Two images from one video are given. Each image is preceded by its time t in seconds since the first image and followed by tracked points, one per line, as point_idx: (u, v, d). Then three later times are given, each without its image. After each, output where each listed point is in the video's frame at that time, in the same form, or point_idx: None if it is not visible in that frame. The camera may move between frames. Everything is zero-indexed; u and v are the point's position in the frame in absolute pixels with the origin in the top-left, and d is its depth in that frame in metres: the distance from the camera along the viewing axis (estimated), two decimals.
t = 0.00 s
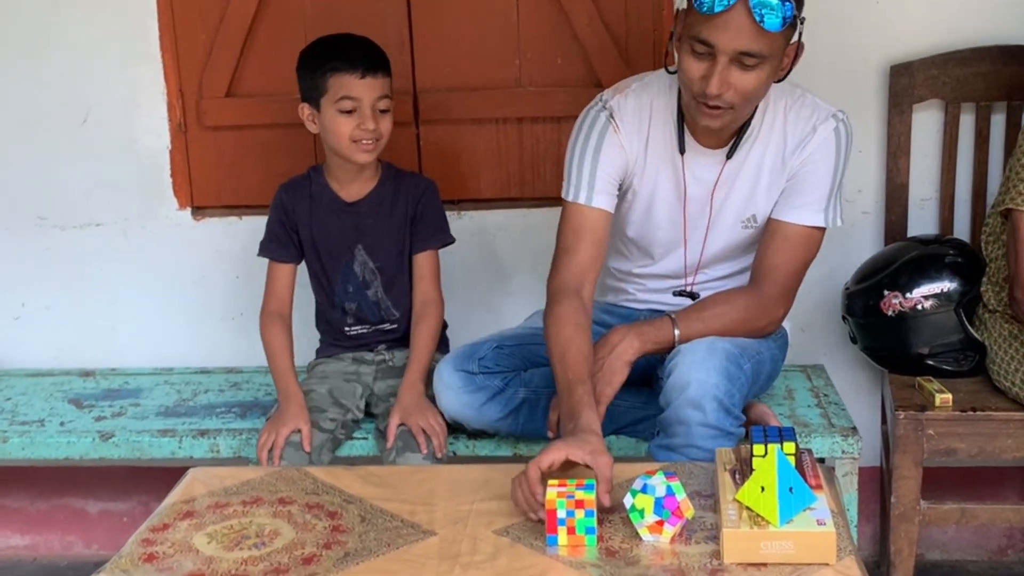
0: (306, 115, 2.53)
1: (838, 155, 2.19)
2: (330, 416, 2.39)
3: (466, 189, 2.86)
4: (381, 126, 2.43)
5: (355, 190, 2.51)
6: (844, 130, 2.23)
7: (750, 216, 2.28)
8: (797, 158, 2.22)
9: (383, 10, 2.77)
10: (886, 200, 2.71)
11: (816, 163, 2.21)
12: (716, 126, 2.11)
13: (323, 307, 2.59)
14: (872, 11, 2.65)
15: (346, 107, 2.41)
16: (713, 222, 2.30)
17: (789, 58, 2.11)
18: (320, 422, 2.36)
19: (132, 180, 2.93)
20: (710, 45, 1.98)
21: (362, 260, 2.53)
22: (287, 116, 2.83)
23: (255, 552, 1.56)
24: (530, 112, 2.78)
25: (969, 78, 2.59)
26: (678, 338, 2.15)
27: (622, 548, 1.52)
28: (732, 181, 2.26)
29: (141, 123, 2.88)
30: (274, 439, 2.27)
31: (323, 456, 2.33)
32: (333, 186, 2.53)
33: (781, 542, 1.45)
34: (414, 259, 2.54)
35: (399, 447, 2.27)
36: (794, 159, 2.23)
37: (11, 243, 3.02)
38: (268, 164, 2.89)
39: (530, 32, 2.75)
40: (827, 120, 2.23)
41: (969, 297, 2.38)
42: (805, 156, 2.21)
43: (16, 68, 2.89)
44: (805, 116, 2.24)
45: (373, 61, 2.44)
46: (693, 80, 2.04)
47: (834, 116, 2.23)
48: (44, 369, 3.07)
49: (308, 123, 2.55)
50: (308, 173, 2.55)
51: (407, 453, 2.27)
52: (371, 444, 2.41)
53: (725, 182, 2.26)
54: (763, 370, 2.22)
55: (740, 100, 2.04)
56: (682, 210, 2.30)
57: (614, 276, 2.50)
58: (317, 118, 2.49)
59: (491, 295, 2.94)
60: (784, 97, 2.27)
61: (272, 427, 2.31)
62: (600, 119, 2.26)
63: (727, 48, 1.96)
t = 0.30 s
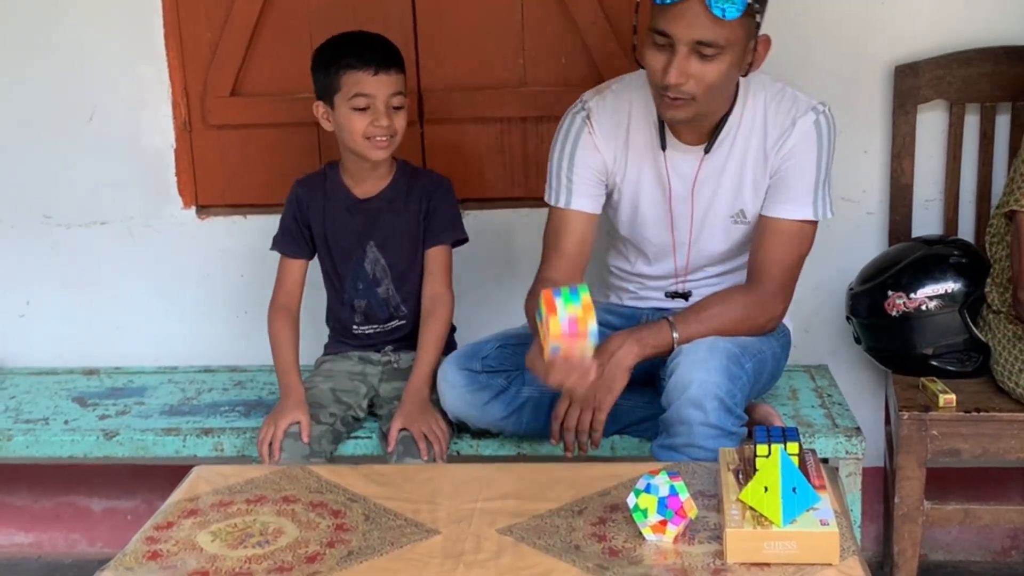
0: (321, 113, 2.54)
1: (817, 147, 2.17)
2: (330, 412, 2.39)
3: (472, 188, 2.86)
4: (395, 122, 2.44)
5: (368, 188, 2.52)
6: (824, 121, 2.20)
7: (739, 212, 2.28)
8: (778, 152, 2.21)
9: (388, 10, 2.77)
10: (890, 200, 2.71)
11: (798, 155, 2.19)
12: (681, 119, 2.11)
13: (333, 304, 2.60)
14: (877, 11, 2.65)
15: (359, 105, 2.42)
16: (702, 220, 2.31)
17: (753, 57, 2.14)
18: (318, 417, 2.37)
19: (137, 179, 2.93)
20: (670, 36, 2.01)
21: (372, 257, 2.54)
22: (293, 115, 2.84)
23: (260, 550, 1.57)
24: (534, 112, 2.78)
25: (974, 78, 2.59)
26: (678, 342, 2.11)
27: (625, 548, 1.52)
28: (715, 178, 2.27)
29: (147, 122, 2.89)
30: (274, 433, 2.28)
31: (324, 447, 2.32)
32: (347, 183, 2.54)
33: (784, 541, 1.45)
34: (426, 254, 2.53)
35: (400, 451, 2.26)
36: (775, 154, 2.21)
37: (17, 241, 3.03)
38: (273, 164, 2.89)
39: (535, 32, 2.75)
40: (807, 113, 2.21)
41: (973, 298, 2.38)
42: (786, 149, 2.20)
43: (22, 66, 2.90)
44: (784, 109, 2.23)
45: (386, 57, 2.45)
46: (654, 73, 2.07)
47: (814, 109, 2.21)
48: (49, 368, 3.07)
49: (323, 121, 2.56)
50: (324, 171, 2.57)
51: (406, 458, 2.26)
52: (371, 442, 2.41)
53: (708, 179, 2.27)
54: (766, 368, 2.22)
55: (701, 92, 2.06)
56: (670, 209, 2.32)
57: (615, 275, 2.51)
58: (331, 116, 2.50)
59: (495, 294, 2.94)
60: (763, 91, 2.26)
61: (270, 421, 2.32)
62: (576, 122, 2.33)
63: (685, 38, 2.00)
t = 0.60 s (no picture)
0: (330, 109, 2.55)
1: (784, 133, 2.18)
2: (336, 412, 2.39)
3: (475, 188, 2.86)
4: (406, 116, 2.46)
5: (378, 185, 2.53)
6: (792, 109, 2.21)
7: (716, 202, 2.30)
8: (748, 143, 2.22)
9: (390, 10, 2.77)
10: (892, 200, 2.70)
11: (767, 144, 2.20)
12: (639, 107, 2.18)
13: (340, 302, 2.60)
14: (880, 11, 2.64)
15: (372, 99, 2.44)
16: (682, 212, 2.34)
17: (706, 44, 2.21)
18: (325, 417, 2.36)
19: (138, 178, 2.93)
20: (617, 24, 2.10)
21: (382, 256, 2.54)
22: (295, 114, 2.84)
23: (260, 549, 1.57)
24: (537, 111, 2.78)
25: (976, 79, 2.58)
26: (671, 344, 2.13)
27: (626, 548, 1.52)
28: (688, 169, 2.31)
29: (148, 121, 2.89)
30: (282, 435, 2.28)
31: (330, 449, 2.33)
32: (357, 181, 2.54)
33: (785, 541, 1.45)
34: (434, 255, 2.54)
35: (404, 447, 2.26)
36: (745, 144, 2.23)
37: (18, 240, 3.03)
38: (275, 163, 2.89)
39: (537, 32, 2.75)
40: (774, 101, 2.22)
41: (975, 298, 2.38)
42: (754, 138, 2.21)
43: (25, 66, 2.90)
44: (752, 99, 2.25)
45: (397, 54, 2.47)
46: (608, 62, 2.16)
47: (782, 98, 2.22)
48: (50, 367, 3.07)
49: (332, 117, 2.56)
50: (333, 170, 2.57)
51: (411, 454, 2.26)
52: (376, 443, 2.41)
53: (682, 170, 2.32)
54: (763, 366, 2.22)
55: (654, 76, 2.14)
56: (648, 202, 2.37)
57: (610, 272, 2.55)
58: (342, 112, 2.51)
59: (496, 293, 2.94)
60: (733, 82, 2.29)
61: (277, 420, 2.32)
62: (553, 118, 2.44)
63: (630, 24, 2.08)
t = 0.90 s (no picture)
0: (326, 109, 2.55)
1: (765, 129, 2.18)
2: (331, 409, 2.38)
3: (472, 187, 2.86)
4: (402, 114, 2.46)
5: (374, 184, 2.53)
6: (772, 105, 2.21)
7: (702, 198, 2.31)
8: (731, 139, 2.23)
9: (386, 10, 2.77)
10: (889, 201, 2.71)
11: (749, 139, 2.20)
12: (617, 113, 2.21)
13: (338, 301, 2.60)
14: (877, 12, 2.64)
15: (366, 99, 2.44)
16: (670, 209, 2.35)
17: (683, 44, 2.19)
18: (320, 414, 2.35)
19: (135, 177, 2.93)
20: (585, 33, 2.12)
21: (379, 255, 2.54)
22: (292, 114, 2.84)
23: (255, 549, 1.56)
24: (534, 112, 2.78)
25: (973, 80, 2.58)
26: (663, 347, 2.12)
27: (621, 548, 1.51)
28: (674, 166, 2.32)
29: (145, 121, 2.89)
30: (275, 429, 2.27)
31: (324, 445, 2.31)
32: (354, 180, 2.54)
33: (779, 542, 1.45)
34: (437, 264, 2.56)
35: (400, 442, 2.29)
36: (728, 141, 2.24)
37: (15, 239, 3.03)
38: (272, 163, 2.89)
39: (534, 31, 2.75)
40: (754, 98, 2.22)
41: (971, 299, 2.38)
42: (736, 134, 2.22)
43: (22, 65, 2.90)
44: (734, 96, 2.26)
45: (393, 53, 2.48)
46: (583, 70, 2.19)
47: (763, 94, 2.22)
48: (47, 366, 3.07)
49: (328, 118, 2.56)
50: (330, 170, 2.57)
51: (407, 448, 2.27)
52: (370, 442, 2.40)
53: (668, 167, 2.33)
54: (758, 366, 2.22)
55: (627, 81, 2.15)
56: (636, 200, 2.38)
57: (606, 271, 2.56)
58: (338, 112, 2.51)
59: (493, 293, 2.94)
60: (716, 80, 2.30)
61: (271, 417, 2.31)
62: (541, 121, 2.47)
63: (597, 33, 2.10)
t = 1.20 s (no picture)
0: (322, 110, 2.53)
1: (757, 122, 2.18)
2: (334, 408, 2.38)
3: (472, 188, 2.86)
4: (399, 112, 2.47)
5: (369, 183, 2.53)
6: (765, 98, 2.21)
7: (700, 193, 2.32)
8: (726, 133, 2.23)
9: (389, 10, 2.77)
10: (890, 202, 2.70)
11: (742, 133, 2.20)
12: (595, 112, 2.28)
13: (337, 300, 2.60)
14: (878, 13, 2.65)
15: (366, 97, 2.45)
16: (670, 204, 2.36)
17: (646, 44, 2.22)
18: (323, 412, 2.35)
19: (137, 176, 2.93)
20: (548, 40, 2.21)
21: (375, 252, 2.54)
22: (292, 114, 2.84)
23: (256, 548, 1.56)
24: (535, 111, 2.78)
25: (975, 82, 2.58)
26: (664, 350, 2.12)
27: (622, 548, 1.51)
28: (671, 161, 2.33)
29: (146, 120, 2.88)
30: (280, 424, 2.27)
31: (327, 443, 2.31)
32: (348, 180, 2.55)
33: (781, 543, 1.45)
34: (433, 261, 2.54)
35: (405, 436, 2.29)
36: (723, 135, 2.24)
37: (16, 238, 3.03)
38: (272, 162, 2.89)
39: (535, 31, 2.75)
40: (747, 91, 2.22)
41: (972, 301, 2.38)
42: (730, 128, 2.22)
43: (23, 64, 2.90)
44: (727, 90, 2.26)
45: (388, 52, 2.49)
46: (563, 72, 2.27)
47: (755, 87, 2.22)
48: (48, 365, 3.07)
49: (324, 117, 2.54)
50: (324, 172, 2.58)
51: (412, 442, 2.27)
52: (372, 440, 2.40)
53: (665, 162, 2.34)
54: (759, 367, 2.22)
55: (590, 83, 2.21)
56: (636, 196, 2.40)
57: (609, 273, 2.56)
58: (335, 112, 2.50)
59: (495, 293, 2.94)
60: (710, 74, 2.30)
61: (277, 410, 2.31)
62: (542, 122, 2.49)
63: (555, 39, 2.18)
